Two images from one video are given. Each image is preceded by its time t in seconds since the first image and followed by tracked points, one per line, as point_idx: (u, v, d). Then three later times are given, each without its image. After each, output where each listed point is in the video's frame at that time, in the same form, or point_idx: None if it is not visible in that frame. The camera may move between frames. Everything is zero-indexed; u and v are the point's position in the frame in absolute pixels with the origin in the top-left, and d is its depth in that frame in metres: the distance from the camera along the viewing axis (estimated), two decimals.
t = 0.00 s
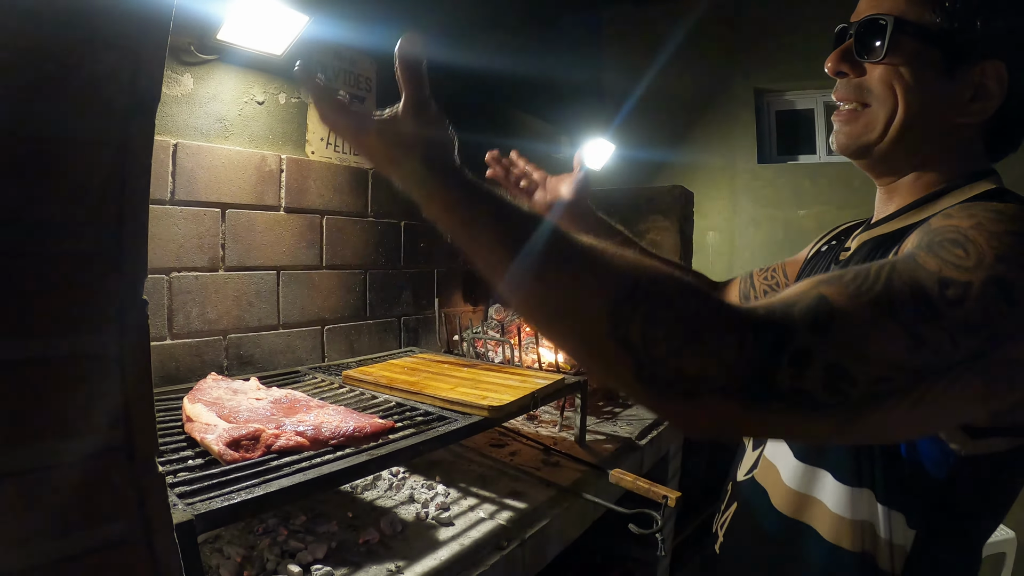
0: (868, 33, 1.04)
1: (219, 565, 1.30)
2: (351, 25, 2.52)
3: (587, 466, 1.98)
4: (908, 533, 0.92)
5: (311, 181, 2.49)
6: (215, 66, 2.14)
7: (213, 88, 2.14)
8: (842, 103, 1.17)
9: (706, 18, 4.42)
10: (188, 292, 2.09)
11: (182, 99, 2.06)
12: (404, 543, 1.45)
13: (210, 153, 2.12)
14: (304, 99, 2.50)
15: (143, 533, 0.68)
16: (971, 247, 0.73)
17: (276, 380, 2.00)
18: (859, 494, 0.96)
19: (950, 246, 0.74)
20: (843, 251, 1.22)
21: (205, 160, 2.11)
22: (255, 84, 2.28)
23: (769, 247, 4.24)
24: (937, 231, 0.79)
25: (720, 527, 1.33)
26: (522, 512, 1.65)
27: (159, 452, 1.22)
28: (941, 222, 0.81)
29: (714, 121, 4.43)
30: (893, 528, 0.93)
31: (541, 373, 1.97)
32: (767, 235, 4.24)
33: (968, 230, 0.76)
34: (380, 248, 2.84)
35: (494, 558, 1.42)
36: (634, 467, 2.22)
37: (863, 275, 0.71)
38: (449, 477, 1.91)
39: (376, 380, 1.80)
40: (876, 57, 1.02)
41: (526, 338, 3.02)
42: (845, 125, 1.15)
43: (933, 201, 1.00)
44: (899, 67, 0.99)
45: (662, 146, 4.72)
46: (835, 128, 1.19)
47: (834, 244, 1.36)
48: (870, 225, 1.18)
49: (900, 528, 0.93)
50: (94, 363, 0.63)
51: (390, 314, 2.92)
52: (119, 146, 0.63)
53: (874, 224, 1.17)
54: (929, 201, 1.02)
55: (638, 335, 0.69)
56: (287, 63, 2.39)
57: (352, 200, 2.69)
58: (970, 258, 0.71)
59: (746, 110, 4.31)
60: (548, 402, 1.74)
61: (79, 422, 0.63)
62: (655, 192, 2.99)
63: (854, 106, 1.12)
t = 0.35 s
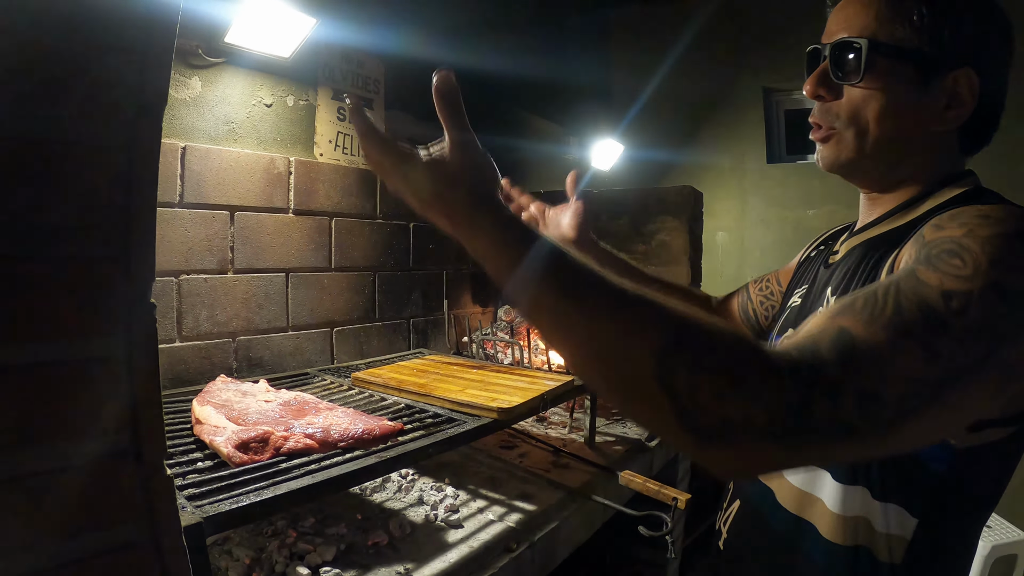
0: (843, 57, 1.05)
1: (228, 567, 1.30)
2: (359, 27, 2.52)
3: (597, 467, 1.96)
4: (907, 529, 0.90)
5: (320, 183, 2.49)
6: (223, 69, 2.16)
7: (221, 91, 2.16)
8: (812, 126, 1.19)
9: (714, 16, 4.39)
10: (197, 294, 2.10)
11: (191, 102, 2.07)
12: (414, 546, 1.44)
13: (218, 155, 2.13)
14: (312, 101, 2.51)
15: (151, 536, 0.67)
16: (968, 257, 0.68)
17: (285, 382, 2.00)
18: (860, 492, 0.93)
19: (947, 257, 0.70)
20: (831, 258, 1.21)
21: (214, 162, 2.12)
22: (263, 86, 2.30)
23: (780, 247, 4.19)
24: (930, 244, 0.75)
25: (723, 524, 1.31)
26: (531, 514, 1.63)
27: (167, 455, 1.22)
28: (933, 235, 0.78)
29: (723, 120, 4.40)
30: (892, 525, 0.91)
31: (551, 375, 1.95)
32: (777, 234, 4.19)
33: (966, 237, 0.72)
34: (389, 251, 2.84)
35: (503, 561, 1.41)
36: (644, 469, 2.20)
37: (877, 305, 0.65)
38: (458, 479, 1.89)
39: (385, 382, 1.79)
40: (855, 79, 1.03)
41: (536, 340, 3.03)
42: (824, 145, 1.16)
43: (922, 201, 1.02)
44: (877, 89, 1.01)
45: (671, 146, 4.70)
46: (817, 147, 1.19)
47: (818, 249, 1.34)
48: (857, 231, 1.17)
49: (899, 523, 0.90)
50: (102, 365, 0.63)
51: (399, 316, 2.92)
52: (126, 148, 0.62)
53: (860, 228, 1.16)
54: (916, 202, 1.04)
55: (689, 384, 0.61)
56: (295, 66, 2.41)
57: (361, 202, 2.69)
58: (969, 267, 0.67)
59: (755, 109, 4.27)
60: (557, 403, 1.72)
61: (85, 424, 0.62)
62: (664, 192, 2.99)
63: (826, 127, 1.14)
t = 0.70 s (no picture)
0: (807, 78, 1.15)
1: None
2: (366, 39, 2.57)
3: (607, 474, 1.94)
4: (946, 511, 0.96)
5: (328, 192, 2.51)
6: (231, 81, 2.19)
7: (230, 102, 2.18)
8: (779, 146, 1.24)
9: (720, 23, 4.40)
10: (208, 304, 2.12)
11: (199, 113, 2.09)
12: (424, 553, 1.43)
13: (227, 166, 2.15)
14: (320, 111, 2.53)
15: (161, 545, 0.67)
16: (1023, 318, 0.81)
17: (296, 390, 2.00)
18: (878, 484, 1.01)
19: (1004, 323, 0.82)
20: (811, 268, 1.30)
21: (223, 173, 2.14)
22: (272, 97, 2.32)
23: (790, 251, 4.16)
24: (967, 298, 0.87)
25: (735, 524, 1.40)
26: (542, 522, 1.61)
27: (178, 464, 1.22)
28: (973, 294, 0.87)
29: (730, 125, 4.40)
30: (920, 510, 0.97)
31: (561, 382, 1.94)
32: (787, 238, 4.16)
33: (1003, 294, 0.84)
34: (398, 258, 2.85)
35: (514, 568, 1.39)
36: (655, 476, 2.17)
37: (1001, 420, 0.77)
38: (469, 486, 1.88)
39: (394, 390, 1.79)
40: (822, 99, 1.12)
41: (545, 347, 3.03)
42: (791, 166, 1.22)
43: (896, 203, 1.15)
44: (841, 107, 1.10)
45: (678, 152, 4.70)
46: (783, 168, 1.25)
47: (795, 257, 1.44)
48: (831, 240, 1.29)
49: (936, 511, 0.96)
50: (114, 375, 0.63)
51: (409, 324, 2.92)
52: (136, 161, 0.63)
53: (835, 235, 1.28)
54: (887, 204, 1.16)
55: None
56: (303, 77, 2.43)
57: (370, 210, 2.70)
58: None
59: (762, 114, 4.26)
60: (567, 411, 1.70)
61: (94, 434, 0.62)
62: (671, 198, 2.98)
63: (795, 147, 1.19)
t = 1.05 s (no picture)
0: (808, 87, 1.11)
1: None
2: (370, 47, 2.60)
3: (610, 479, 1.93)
4: (967, 513, 0.93)
5: (332, 199, 2.52)
6: (235, 88, 2.21)
7: (234, 109, 2.20)
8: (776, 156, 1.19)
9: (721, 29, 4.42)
10: (212, 310, 2.13)
11: (204, 121, 2.11)
12: (428, 558, 1.42)
13: (232, 173, 2.17)
14: (324, 118, 2.55)
15: (168, 548, 0.67)
16: None
17: (300, 396, 2.01)
18: (902, 498, 0.97)
19: None
20: (811, 278, 1.21)
21: (227, 179, 2.15)
22: (276, 104, 2.34)
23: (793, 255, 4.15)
24: (1016, 322, 0.84)
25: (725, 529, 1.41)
26: (546, 526, 1.61)
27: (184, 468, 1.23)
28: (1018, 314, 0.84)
29: (732, 130, 4.41)
30: (941, 516, 0.94)
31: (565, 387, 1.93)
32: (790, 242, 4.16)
33: None
34: (403, 264, 2.86)
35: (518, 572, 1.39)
36: (658, 481, 2.17)
37: None
38: (472, 491, 1.88)
39: (398, 396, 1.79)
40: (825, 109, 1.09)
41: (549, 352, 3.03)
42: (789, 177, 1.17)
43: (900, 208, 1.09)
44: (844, 117, 1.07)
45: (681, 157, 4.71)
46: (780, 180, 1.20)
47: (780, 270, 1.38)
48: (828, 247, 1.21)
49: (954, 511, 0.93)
50: (121, 381, 0.64)
51: (413, 329, 2.93)
52: (143, 169, 0.64)
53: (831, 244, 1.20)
54: (886, 212, 1.11)
55: None
56: (307, 85, 2.46)
57: (374, 217, 2.71)
58: None
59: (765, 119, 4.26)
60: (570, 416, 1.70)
61: (100, 439, 0.62)
62: (673, 203, 2.99)
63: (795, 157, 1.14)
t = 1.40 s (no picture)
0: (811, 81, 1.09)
1: None
2: (376, 57, 2.63)
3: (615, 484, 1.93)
4: (972, 547, 0.92)
5: (339, 207, 2.55)
6: (243, 98, 2.24)
7: (242, 119, 2.24)
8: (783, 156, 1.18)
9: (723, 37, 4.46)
10: (221, 316, 2.15)
11: (213, 130, 2.15)
12: (434, 561, 1.43)
13: (240, 182, 2.20)
14: (330, 127, 2.59)
15: (182, 550, 0.68)
16: None
17: (307, 402, 2.03)
18: (905, 507, 0.96)
19: None
20: (817, 280, 1.23)
21: (235, 187, 2.18)
22: (283, 114, 2.38)
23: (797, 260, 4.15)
24: None
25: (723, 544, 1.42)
26: (551, 530, 1.61)
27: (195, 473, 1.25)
28: None
29: (735, 137, 4.43)
30: (940, 549, 0.94)
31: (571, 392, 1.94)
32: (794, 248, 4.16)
33: None
34: (408, 271, 2.88)
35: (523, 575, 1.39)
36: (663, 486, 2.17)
37: None
38: (478, 496, 1.88)
39: (404, 401, 1.81)
40: (833, 104, 1.07)
41: (554, 358, 3.04)
42: (799, 178, 1.16)
43: (908, 221, 1.08)
44: (852, 113, 1.06)
45: (684, 164, 4.73)
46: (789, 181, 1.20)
47: (787, 268, 1.39)
48: (835, 252, 1.22)
49: (955, 536, 0.93)
50: (135, 385, 0.65)
51: (418, 336, 2.95)
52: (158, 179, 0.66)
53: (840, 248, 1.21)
54: (887, 227, 1.12)
55: None
56: (314, 95, 2.49)
57: (380, 224, 2.74)
58: None
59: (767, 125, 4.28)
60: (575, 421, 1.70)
61: (117, 442, 0.64)
62: (676, 210, 3.00)
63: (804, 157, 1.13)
